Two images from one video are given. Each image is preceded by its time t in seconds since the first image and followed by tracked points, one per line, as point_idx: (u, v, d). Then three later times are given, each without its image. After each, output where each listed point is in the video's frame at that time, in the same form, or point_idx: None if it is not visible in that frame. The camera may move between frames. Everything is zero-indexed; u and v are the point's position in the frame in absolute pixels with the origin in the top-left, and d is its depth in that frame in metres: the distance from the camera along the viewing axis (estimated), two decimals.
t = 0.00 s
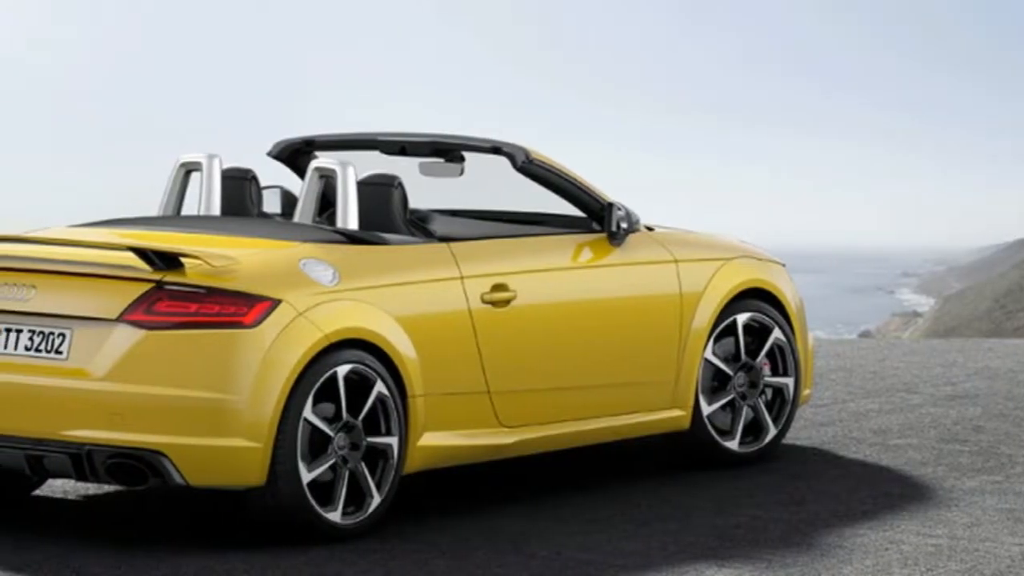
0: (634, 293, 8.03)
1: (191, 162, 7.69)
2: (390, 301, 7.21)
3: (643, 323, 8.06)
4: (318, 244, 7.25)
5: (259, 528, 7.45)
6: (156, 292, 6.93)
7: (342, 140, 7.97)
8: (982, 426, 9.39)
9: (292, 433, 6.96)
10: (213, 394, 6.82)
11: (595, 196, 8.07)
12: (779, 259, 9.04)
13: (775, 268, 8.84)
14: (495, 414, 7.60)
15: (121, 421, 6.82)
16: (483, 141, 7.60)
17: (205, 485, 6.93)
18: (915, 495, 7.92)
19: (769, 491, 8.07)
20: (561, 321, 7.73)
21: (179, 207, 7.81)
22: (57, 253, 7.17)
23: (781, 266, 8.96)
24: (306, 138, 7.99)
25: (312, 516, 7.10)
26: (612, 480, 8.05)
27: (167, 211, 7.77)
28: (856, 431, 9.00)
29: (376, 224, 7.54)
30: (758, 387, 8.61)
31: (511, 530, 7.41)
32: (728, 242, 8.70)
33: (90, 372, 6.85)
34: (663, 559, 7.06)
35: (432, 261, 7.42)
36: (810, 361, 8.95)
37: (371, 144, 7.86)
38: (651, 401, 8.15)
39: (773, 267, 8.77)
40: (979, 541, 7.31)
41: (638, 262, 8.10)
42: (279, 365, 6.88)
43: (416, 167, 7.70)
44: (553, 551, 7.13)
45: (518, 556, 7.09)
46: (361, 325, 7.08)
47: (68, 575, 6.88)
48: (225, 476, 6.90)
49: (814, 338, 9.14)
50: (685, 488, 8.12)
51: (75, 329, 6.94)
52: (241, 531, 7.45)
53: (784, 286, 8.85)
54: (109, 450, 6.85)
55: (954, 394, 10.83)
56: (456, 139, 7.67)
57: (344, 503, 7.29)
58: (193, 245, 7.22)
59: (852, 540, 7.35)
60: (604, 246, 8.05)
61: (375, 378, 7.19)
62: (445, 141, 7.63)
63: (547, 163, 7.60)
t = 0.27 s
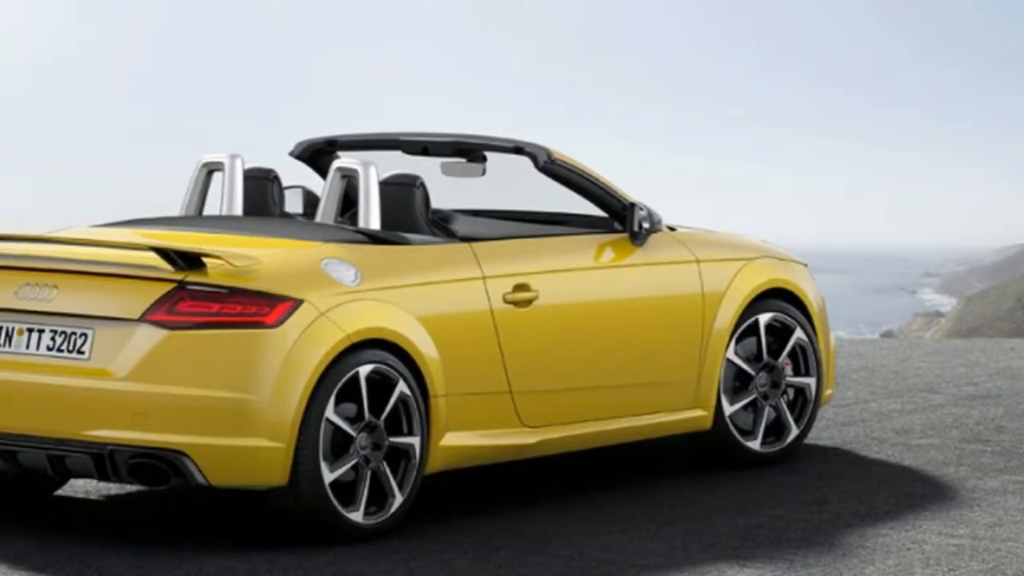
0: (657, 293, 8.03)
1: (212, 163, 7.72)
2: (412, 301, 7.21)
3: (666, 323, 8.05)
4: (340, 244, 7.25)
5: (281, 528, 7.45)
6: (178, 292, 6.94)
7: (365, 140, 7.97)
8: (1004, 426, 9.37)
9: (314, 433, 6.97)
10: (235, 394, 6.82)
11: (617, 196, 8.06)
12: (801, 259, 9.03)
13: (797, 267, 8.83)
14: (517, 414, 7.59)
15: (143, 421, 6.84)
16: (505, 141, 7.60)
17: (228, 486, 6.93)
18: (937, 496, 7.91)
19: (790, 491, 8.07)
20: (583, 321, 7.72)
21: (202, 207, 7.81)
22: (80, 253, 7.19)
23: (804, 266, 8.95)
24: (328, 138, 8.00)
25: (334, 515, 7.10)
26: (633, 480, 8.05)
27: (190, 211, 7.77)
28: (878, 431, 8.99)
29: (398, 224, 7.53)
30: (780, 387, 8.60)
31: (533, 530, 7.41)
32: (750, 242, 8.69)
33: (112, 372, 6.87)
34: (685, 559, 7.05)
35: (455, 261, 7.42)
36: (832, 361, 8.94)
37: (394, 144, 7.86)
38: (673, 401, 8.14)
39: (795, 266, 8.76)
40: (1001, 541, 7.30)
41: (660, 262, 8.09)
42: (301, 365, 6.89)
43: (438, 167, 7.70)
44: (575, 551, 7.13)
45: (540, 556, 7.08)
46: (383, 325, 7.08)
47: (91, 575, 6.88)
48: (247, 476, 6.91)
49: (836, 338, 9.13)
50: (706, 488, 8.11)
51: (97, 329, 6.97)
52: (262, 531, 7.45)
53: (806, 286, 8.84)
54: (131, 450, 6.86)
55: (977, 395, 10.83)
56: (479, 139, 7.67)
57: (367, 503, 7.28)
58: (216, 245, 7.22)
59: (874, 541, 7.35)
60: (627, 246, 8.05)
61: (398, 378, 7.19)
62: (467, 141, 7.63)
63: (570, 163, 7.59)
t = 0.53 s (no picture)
0: (681, 293, 8.02)
1: (237, 162, 7.70)
2: (436, 301, 7.21)
3: (690, 323, 8.04)
4: (365, 244, 7.25)
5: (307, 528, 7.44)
6: (203, 292, 6.94)
7: (389, 140, 7.97)
8: None
9: (338, 433, 6.97)
10: (260, 394, 6.82)
11: (641, 196, 8.06)
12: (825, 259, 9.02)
13: (821, 267, 8.82)
14: (541, 414, 7.59)
15: (168, 421, 6.84)
16: (530, 141, 7.60)
17: (252, 486, 6.93)
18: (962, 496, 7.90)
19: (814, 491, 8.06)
20: (608, 321, 7.72)
21: (226, 208, 7.81)
22: (104, 253, 7.19)
23: (828, 266, 8.94)
24: (352, 138, 8.00)
25: (358, 515, 7.10)
26: (657, 479, 8.04)
27: (214, 211, 7.77)
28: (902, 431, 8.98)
29: (423, 224, 7.53)
30: (804, 387, 8.60)
31: (557, 530, 7.40)
32: (774, 242, 8.68)
33: (137, 372, 6.88)
34: (710, 559, 7.04)
35: (479, 261, 7.42)
36: (856, 361, 8.93)
37: (418, 144, 7.86)
38: (697, 401, 8.13)
39: (819, 266, 8.75)
40: None
41: (683, 262, 8.08)
42: (325, 365, 6.89)
43: (462, 167, 7.69)
44: (600, 551, 7.12)
45: (565, 556, 7.08)
46: (407, 325, 7.08)
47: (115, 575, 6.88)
48: (272, 476, 6.91)
49: (859, 338, 9.12)
50: (730, 488, 8.10)
51: (121, 329, 6.98)
52: (286, 531, 7.45)
53: (830, 286, 8.83)
54: (156, 449, 6.87)
55: (1001, 395, 10.83)
56: (503, 139, 7.68)
57: (391, 503, 7.28)
58: (241, 245, 7.22)
59: (899, 540, 7.34)
60: (651, 246, 8.04)
61: (422, 378, 7.19)
62: (491, 141, 7.64)
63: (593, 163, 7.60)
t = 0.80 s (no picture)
0: (703, 294, 8.01)
1: (259, 162, 7.69)
2: (458, 301, 7.21)
3: (712, 323, 8.04)
4: (387, 244, 7.25)
5: (329, 528, 7.44)
6: (225, 292, 6.94)
7: (412, 140, 7.97)
8: None
9: (360, 433, 6.97)
10: (282, 394, 6.82)
11: (664, 196, 8.05)
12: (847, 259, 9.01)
13: (844, 268, 8.82)
14: (563, 414, 7.59)
15: (189, 421, 6.85)
16: (552, 141, 7.61)
17: (274, 486, 6.93)
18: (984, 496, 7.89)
19: (835, 491, 8.05)
20: (630, 321, 7.71)
21: (248, 209, 7.79)
22: (126, 253, 7.20)
23: (850, 266, 8.92)
24: (375, 138, 8.00)
25: (380, 516, 7.10)
26: (679, 479, 8.04)
27: (236, 211, 7.77)
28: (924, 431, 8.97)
29: (445, 224, 7.53)
30: (826, 387, 8.60)
31: (579, 530, 7.40)
32: (796, 242, 8.67)
33: (159, 372, 6.89)
34: (733, 559, 7.04)
35: (502, 261, 7.42)
36: (879, 361, 8.92)
37: (440, 144, 7.86)
38: (719, 401, 8.12)
39: (842, 266, 8.74)
40: None
41: (705, 262, 8.08)
42: (347, 365, 6.88)
43: (484, 167, 7.70)
44: (623, 551, 7.12)
45: (587, 556, 7.07)
46: (428, 325, 7.08)
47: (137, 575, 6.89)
48: (294, 476, 6.91)
49: (881, 338, 9.11)
50: (751, 488, 8.09)
51: (143, 329, 6.98)
52: (308, 531, 7.45)
53: (853, 286, 8.82)
54: (177, 450, 6.88)
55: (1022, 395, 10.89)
56: (525, 139, 7.69)
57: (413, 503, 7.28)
58: (264, 245, 7.22)
59: (921, 540, 7.33)
60: (673, 246, 8.04)
61: (444, 378, 7.19)
62: (514, 141, 7.65)
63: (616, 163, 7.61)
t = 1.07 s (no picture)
0: (730, 293, 8.01)
1: (285, 162, 7.70)
2: (484, 301, 7.21)
3: (739, 323, 8.03)
4: (413, 244, 7.25)
5: (354, 528, 7.45)
6: (251, 292, 6.95)
7: (438, 140, 7.97)
8: None
9: (387, 433, 6.97)
10: (309, 393, 6.82)
11: (690, 195, 8.05)
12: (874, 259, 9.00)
13: (871, 268, 8.81)
14: (590, 414, 7.59)
15: (216, 421, 6.85)
16: (578, 141, 7.61)
17: (301, 486, 6.93)
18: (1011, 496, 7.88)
19: (861, 492, 8.04)
20: (656, 321, 7.71)
21: (274, 209, 7.80)
22: (153, 253, 7.20)
23: (877, 265, 8.91)
24: (401, 138, 8.01)
25: (407, 516, 7.10)
26: (705, 479, 8.03)
27: (263, 211, 7.78)
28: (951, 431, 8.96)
29: (471, 224, 7.53)
30: (852, 387, 8.59)
31: (605, 530, 7.40)
32: (823, 242, 8.66)
33: (185, 372, 6.89)
34: (760, 559, 7.04)
35: (528, 260, 7.42)
36: (905, 361, 8.91)
37: (466, 144, 7.86)
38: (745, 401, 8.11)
39: (869, 267, 8.73)
40: None
41: (732, 262, 8.07)
42: (374, 365, 6.88)
43: (511, 166, 7.70)
44: (649, 551, 7.12)
45: (614, 556, 7.07)
46: (454, 325, 7.08)
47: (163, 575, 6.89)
48: (321, 477, 6.91)
49: (907, 338, 9.10)
50: (777, 488, 8.09)
51: (170, 328, 6.99)
52: (334, 531, 7.45)
53: (879, 286, 8.81)
54: (204, 449, 6.87)
55: None
56: (552, 139, 7.69)
57: (439, 503, 7.28)
58: (291, 245, 7.22)
59: (947, 540, 7.32)
60: (700, 245, 8.03)
61: (470, 378, 7.19)
62: (540, 141, 7.65)
63: (642, 163, 7.60)
